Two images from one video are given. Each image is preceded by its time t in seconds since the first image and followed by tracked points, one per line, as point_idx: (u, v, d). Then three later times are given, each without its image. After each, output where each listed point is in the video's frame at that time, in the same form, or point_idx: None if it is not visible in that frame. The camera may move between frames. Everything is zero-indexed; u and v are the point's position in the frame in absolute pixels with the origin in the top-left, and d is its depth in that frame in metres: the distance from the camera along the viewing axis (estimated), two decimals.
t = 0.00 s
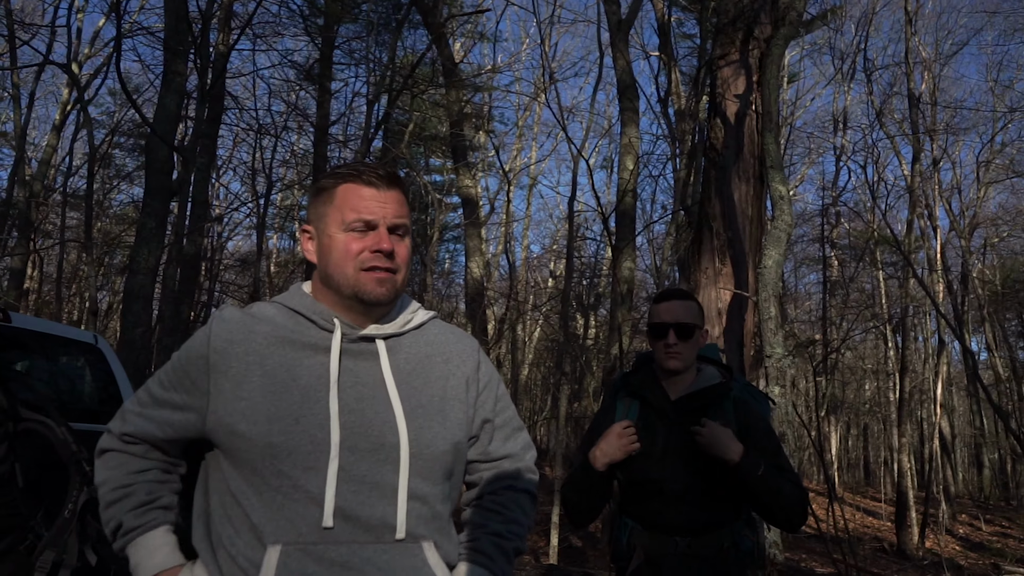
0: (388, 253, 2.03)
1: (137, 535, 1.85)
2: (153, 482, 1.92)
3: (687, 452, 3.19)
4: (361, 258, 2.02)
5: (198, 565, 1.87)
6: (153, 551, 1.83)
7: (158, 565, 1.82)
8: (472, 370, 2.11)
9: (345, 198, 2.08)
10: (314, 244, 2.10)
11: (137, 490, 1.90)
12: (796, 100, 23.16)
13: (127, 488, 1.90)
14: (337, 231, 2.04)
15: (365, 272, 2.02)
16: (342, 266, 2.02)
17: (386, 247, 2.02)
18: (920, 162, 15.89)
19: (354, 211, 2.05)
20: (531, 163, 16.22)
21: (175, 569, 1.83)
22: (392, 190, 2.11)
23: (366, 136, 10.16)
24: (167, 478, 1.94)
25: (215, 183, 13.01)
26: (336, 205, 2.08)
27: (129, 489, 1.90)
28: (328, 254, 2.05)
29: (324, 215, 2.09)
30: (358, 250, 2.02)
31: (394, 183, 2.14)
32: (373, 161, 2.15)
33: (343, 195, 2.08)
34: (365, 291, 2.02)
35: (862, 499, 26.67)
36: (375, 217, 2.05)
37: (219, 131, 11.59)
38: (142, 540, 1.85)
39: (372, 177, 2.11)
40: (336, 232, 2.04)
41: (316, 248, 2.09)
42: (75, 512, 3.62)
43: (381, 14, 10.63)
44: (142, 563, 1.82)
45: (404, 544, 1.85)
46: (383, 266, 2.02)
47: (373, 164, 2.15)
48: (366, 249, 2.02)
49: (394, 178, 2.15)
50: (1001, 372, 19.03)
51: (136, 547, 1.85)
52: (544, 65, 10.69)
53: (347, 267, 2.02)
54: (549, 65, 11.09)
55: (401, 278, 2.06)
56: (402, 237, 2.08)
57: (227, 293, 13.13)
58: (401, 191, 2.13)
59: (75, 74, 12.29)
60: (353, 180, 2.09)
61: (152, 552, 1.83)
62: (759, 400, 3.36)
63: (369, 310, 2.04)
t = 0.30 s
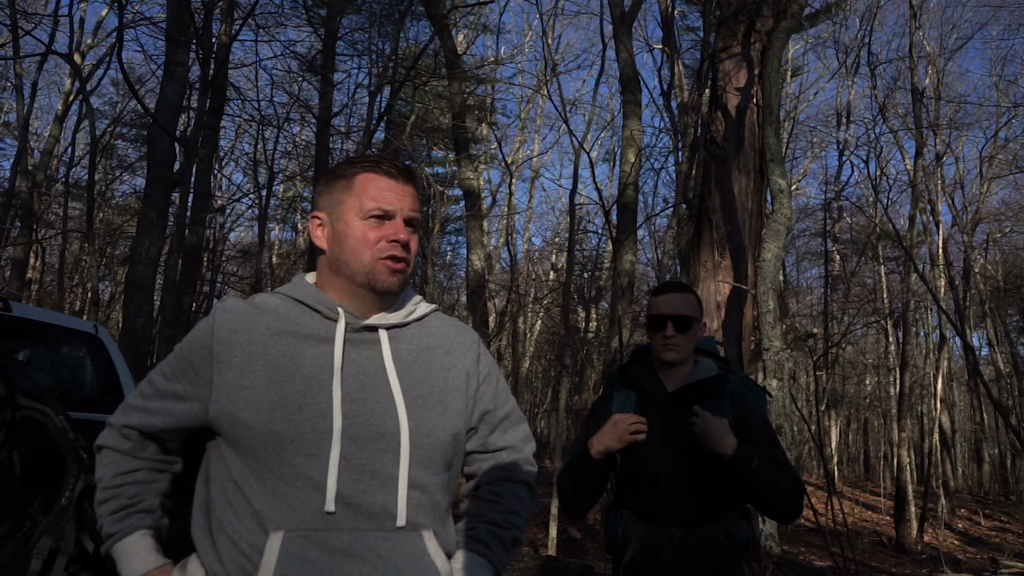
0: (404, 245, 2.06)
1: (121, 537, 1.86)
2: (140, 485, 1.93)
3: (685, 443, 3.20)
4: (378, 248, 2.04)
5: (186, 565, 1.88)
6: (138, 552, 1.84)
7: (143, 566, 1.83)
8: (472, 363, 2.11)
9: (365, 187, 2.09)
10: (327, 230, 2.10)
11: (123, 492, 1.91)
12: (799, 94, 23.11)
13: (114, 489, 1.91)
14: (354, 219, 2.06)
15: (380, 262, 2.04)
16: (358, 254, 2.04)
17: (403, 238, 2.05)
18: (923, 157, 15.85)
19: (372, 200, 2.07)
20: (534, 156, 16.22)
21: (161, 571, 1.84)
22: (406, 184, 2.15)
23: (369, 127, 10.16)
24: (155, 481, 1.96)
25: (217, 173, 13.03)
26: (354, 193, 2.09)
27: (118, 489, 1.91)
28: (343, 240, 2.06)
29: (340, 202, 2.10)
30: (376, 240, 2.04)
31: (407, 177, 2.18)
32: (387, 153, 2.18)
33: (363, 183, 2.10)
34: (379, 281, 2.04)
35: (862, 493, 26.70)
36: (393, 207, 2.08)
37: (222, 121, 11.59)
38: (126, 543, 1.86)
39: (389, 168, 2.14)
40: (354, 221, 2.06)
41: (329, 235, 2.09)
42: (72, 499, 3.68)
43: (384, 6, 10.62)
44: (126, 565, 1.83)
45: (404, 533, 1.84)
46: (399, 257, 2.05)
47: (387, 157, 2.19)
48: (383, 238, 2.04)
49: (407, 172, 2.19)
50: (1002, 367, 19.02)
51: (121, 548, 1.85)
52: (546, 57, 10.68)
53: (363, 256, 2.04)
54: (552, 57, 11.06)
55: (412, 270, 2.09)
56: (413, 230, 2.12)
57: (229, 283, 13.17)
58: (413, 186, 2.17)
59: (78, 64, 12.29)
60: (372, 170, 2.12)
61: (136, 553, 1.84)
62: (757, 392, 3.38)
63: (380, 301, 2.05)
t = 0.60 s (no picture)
0: (408, 237, 2.10)
1: (144, 537, 1.79)
2: (156, 482, 1.86)
3: (679, 437, 3.23)
4: (382, 238, 2.07)
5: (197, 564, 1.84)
6: (161, 554, 1.78)
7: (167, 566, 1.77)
8: (469, 361, 2.15)
9: (372, 181, 2.13)
10: (334, 222, 2.13)
11: (141, 490, 1.83)
12: (799, 90, 23.13)
13: (132, 485, 1.83)
14: (359, 210, 2.10)
15: (385, 251, 2.07)
16: (364, 243, 2.07)
17: (407, 231, 2.09)
18: (921, 153, 15.87)
19: (378, 193, 2.11)
20: (534, 149, 16.24)
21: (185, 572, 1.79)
22: (411, 180, 2.19)
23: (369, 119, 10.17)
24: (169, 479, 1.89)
25: (217, 165, 13.04)
26: (360, 186, 2.13)
27: (136, 487, 1.83)
28: (350, 231, 2.09)
29: (346, 195, 2.13)
30: (382, 230, 2.08)
31: (411, 173, 2.22)
32: (393, 150, 2.22)
33: (371, 178, 2.14)
34: (382, 271, 2.07)
35: (858, 487, 26.79)
36: (398, 201, 2.12)
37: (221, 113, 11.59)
38: (146, 541, 1.79)
39: (394, 164, 2.19)
40: (360, 212, 2.09)
41: (335, 227, 2.12)
42: (66, 488, 3.75)
43: None
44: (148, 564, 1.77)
45: (403, 513, 1.85)
46: (402, 248, 2.08)
47: (393, 154, 2.23)
48: (388, 229, 2.08)
49: (412, 168, 2.23)
50: (999, 363, 19.07)
51: (144, 548, 1.78)
52: (546, 51, 10.68)
53: (368, 246, 2.07)
54: (552, 51, 11.06)
55: (415, 263, 2.13)
56: (418, 225, 2.16)
57: (229, 275, 13.20)
58: (418, 182, 2.22)
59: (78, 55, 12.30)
60: (378, 165, 2.16)
61: (156, 555, 1.78)
62: (749, 386, 3.43)
63: (383, 292, 2.08)
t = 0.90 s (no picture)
0: (418, 235, 2.10)
1: (160, 555, 1.74)
2: (175, 499, 1.81)
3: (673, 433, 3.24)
4: (393, 236, 2.07)
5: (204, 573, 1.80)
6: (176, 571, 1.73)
7: None
8: (468, 364, 2.14)
9: (383, 179, 2.13)
10: (344, 220, 2.13)
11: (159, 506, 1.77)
12: (795, 87, 23.14)
13: (151, 502, 1.77)
14: (372, 208, 2.09)
15: (396, 248, 2.07)
16: (375, 239, 2.06)
17: (418, 229, 2.10)
18: (917, 150, 15.87)
19: (390, 191, 2.11)
20: (530, 145, 16.23)
21: None
22: (421, 180, 2.20)
23: (365, 113, 10.14)
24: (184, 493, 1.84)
25: (213, 159, 13.00)
26: (372, 185, 2.13)
27: (153, 504, 1.77)
28: (360, 228, 2.08)
29: (358, 192, 2.13)
30: (393, 227, 2.08)
31: (419, 174, 2.23)
32: (401, 152, 2.23)
33: (381, 176, 2.14)
34: (392, 267, 2.07)
35: (852, 483, 26.84)
36: (410, 199, 2.12)
37: (217, 106, 11.56)
38: (159, 558, 1.74)
39: (405, 164, 2.19)
40: (372, 210, 2.09)
41: (345, 225, 2.12)
42: (59, 481, 3.78)
43: None
44: None
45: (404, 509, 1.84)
46: (412, 245, 2.09)
47: (401, 154, 2.23)
48: (400, 227, 2.08)
49: (420, 169, 2.23)
50: (993, 361, 19.10)
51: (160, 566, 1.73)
52: (543, 45, 10.65)
53: (379, 242, 2.07)
54: (549, 46, 11.03)
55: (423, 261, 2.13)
56: (426, 225, 2.16)
57: (224, 270, 13.18)
58: (426, 184, 2.22)
59: (73, 48, 12.24)
60: (390, 165, 2.16)
61: (172, 570, 1.74)
62: (741, 381, 3.46)
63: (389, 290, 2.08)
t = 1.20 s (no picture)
0: (427, 240, 2.11)
1: (153, 516, 1.76)
2: (168, 466, 1.84)
3: (672, 435, 3.25)
4: (403, 241, 2.08)
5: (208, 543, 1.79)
6: (169, 530, 1.74)
7: (172, 540, 1.73)
8: (470, 366, 2.13)
9: (391, 181, 2.13)
10: (351, 222, 2.12)
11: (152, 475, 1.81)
12: (793, 87, 23.16)
13: (142, 470, 1.82)
14: (381, 212, 2.09)
15: (405, 254, 2.08)
16: (385, 244, 2.07)
17: (427, 235, 2.10)
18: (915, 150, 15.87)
19: (401, 195, 2.10)
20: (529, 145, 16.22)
21: (192, 544, 1.74)
22: (428, 184, 2.19)
23: (364, 114, 10.14)
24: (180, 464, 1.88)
25: (211, 158, 13.00)
26: (381, 188, 2.12)
27: (146, 471, 1.81)
28: (370, 233, 2.08)
29: (367, 196, 2.12)
30: (403, 232, 2.08)
31: (426, 176, 2.22)
32: (408, 153, 2.22)
33: (389, 179, 2.13)
34: (401, 273, 2.08)
35: (849, 483, 26.85)
36: (419, 204, 2.12)
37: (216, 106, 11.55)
38: (158, 519, 1.75)
39: (413, 167, 2.18)
40: (382, 214, 2.09)
41: (353, 227, 2.11)
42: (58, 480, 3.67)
43: None
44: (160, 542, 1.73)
45: (406, 511, 1.85)
46: (422, 250, 2.10)
47: (407, 156, 2.22)
48: (410, 233, 2.08)
49: (426, 171, 2.23)
50: (991, 361, 19.12)
51: (154, 526, 1.75)
52: (542, 46, 10.65)
53: (389, 248, 2.07)
54: (547, 46, 11.02)
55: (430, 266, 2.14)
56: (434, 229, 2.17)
57: (223, 270, 13.18)
58: (432, 187, 2.22)
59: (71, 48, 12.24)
60: (398, 168, 2.16)
61: (167, 530, 1.74)
62: (739, 381, 3.47)
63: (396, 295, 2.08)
